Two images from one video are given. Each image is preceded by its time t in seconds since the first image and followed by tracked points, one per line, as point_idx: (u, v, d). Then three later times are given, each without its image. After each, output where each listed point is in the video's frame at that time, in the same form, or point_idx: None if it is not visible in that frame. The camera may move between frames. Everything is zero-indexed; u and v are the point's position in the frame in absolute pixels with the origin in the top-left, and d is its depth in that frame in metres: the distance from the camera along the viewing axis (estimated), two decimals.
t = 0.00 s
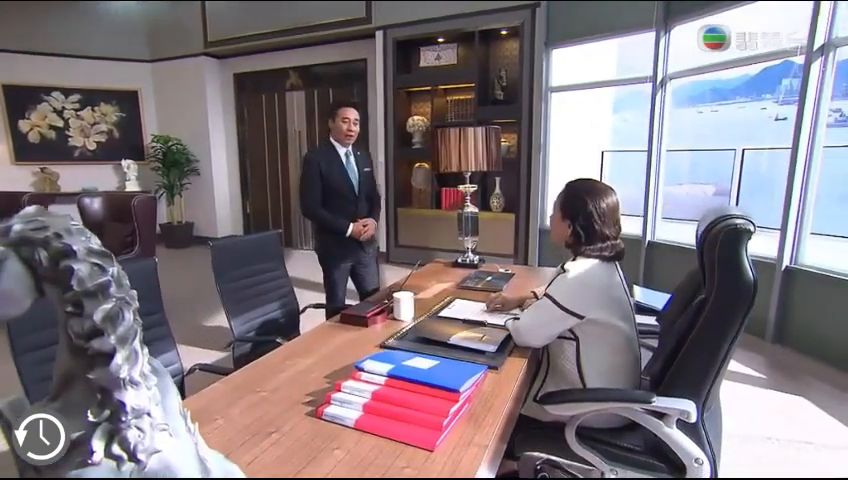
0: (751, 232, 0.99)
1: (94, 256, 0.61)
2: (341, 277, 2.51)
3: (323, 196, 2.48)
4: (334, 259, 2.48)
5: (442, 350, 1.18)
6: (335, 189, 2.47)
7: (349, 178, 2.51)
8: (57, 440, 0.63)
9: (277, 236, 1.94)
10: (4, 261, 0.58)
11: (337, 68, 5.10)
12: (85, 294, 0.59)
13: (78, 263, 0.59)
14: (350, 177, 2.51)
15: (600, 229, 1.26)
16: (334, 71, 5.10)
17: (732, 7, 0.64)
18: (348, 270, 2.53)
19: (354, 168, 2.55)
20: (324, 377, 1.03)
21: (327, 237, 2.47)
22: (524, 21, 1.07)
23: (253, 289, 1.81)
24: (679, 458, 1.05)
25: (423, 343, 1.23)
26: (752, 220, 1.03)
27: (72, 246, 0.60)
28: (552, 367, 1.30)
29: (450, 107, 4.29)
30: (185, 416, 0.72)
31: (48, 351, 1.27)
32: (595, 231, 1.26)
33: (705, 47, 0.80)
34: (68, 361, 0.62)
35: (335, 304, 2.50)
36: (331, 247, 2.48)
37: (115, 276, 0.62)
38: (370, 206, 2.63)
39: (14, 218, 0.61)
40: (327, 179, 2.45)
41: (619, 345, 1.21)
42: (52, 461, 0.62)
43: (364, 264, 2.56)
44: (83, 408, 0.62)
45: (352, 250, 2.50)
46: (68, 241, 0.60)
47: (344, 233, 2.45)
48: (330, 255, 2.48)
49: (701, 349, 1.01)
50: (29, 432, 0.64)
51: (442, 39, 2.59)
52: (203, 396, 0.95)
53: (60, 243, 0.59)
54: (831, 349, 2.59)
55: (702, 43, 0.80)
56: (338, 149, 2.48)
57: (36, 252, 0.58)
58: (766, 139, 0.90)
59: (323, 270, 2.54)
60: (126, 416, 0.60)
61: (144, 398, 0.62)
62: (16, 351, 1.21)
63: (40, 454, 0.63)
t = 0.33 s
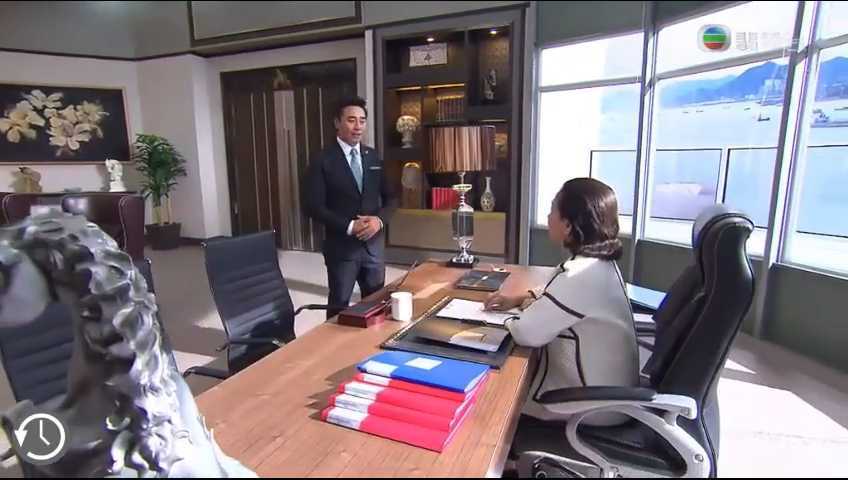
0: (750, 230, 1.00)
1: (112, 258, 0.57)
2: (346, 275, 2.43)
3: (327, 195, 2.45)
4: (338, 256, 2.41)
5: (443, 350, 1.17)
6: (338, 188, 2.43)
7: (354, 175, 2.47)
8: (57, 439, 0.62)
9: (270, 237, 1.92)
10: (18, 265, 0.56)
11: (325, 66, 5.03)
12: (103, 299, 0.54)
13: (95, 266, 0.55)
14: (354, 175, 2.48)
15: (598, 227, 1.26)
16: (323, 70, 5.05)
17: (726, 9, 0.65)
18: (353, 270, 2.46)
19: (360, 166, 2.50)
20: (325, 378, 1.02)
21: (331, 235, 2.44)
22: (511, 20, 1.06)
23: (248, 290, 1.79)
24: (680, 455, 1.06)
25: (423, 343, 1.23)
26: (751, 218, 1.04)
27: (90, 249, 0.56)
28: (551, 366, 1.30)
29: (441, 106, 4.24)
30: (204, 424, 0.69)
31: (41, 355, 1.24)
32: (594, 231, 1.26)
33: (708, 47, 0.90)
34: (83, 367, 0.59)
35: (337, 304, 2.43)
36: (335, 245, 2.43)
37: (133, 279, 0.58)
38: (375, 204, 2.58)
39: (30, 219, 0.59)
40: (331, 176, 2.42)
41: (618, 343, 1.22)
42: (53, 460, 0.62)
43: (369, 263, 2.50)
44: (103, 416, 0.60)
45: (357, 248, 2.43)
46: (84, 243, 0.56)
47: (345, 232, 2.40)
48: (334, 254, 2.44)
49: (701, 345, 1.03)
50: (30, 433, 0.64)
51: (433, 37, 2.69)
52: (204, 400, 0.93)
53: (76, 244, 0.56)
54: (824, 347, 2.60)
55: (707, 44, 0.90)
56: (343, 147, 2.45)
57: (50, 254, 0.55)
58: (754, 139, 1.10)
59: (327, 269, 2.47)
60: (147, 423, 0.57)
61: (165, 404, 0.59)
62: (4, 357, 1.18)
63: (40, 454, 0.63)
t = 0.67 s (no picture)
0: (748, 228, 1.02)
1: (133, 261, 0.55)
2: (352, 277, 2.38)
3: (333, 196, 2.41)
4: (341, 257, 2.36)
5: (443, 350, 1.17)
6: (345, 191, 2.40)
7: (362, 176, 2.44)
8: (57, 439, 0.59)
9: (263, 238, 1.90)
10: (34, 269, 0.53)
11: (311, 65, 4.92)
12: (125, 303, 0.53)
13: (117, 271, 0.53)
14: (362, 176, 2.44)
15: (596, 226, 1.27)
16: (310, 69, 4.98)
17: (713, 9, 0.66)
18: (358, 270, 2.40)
19: (368, 168, 2.46)
20: (327, 381, 1.01)
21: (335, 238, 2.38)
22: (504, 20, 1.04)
23: (241, 292, 1.76)
24: (680, 451, 1.07)
25: (422, 343, 1.22)
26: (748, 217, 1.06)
27: (110, 251, 0.54)
28: (549, 365, 1.31)
29: (430, 106, 4.13)
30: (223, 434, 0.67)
31: (42, 357, 1.21)
32: (592, 230, 1.26)
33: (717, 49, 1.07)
34: (101, 375, 0.58)
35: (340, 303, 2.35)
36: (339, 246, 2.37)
37: (155, 283, 0.56)
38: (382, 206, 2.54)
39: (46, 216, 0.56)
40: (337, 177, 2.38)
41: (616, 341, 1.23)
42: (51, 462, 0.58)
43: (374, 264, 2.45)
44: (123, 423, 0.57)
45: (362, 250, 2.38)
46: (105, 246, 0.54)
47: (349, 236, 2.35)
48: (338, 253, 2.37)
49: (700, 342, 1.04)
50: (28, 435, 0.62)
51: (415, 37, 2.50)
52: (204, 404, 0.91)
53: (97, 247, 0.53)
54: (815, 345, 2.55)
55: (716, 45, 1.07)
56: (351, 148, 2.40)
57: (67, 258, 0.53)
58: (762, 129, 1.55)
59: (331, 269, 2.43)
60: (171, 431, 0.55)
61: (188, 411, 0.57)
62: None
63: (38, 455, 0.59)
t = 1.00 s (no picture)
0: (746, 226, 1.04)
1: (161, 264, 0.59)
2: (352, 278, 2.38)
3: (334, 196, 2.38)
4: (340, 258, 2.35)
5: (446, 349, 1.17)
6: (345, 190, 2.38)
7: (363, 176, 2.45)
8: (57, 439, 0.68)
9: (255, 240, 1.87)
10: (59, 273, 0.55)
11: (298, 65, 4.84)
12: (155, 307, 0.56)
13: (147, 272, 0.57)
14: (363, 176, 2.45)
15: (594, 226, 1.28)
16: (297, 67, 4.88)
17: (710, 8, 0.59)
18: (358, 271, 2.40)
19: (367, 168, 2.49)
20: (330, 383, 1.00)
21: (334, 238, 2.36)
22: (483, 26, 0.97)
23: (234, 294, 1.74)
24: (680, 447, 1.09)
25: (423, 344, 1.22)
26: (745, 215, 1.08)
27: (140, 254, 0.58)
28: (549, 363, 1.31)
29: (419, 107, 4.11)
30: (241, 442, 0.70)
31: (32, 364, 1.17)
32: (590, 229, 1.28)
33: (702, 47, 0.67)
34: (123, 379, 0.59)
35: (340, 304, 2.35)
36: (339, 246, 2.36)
37: (183, 286, 0.60)
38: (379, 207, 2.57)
39: (73, 222, 0.59)
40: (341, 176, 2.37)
41: (616, 338, 1.24)
42: (50, 460, 0.65)
43: (373, 265, 2.47)
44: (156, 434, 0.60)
45: (363, 252, 2.38)
46: (134, 249, 0.58)
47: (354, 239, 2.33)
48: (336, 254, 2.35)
49: (701, 338, 1.06)
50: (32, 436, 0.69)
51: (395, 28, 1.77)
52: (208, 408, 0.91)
53: (124, 251, 0.57)
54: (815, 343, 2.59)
55: (699, 45, 0.67)
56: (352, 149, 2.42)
57: (95, 261, 0.55)
58: (720, 144, 0.86)
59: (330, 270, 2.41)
60: (205, 440, 0.59)
61: (219, 419, 0.62)
62: None
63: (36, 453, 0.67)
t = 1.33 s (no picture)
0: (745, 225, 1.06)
1: (195, 267, 0.56)
2: (347, 279, 2.37)
3: (328, 196, 2.35)
4: (335, 260, 2.33)
5: (449, 350, 1.17)
6: (339, 190, 2.36)
7: (357, 175, 2.42)
8: (57, 440, 0.68)
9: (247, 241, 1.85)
10: (89, 277, 0.53)
11: (285, 65, 4.73)
12: (191, 311, 0.53)
13: (181, 275, 0.54)
14: (357, 174, 2.42)
15: (593, 225, 1.28)
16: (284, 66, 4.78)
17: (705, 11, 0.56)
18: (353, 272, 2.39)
19: (362, 166, 2.45)
20: (334, 387, 0.99)
21: (330, 241, 2.33)
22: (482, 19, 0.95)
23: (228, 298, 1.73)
24: (682, 443, 1.10)
25: (426, 344, 1.21)
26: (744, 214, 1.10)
27: (175, 258, 0.55)
28: (549, 361, 1.31)
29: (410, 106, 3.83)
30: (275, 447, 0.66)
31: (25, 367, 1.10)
32: (590, 229, 1.28)
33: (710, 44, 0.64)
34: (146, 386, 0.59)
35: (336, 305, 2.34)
36: (333, 248, 2.34)
37: (219, 291, 0.57)
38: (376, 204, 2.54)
39: (104, 224, 0.57)
40: (335, 179, 2.33)
41: (616, 337, 1.25)
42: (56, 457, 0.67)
43: (368, 267, 2.45)
44: (190, 439, 0.57)
45: (358, 253, 2.37)
46: (167, 251, 0.55)
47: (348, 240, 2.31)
48: (331, 255, 2.34)
49: (700, 336, 1.08)
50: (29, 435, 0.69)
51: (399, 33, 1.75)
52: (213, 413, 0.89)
53: (158, 253, 0.55)
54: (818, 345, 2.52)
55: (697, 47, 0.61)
56: (348, 148, 2.38)
57: (127, 263, 0.53)
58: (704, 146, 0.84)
59: (323, 270, 2.39)
60: (242, 448, 0.58)
61: (254, 425, 0.60)
62: None
63: (40, 454, 0.68)
